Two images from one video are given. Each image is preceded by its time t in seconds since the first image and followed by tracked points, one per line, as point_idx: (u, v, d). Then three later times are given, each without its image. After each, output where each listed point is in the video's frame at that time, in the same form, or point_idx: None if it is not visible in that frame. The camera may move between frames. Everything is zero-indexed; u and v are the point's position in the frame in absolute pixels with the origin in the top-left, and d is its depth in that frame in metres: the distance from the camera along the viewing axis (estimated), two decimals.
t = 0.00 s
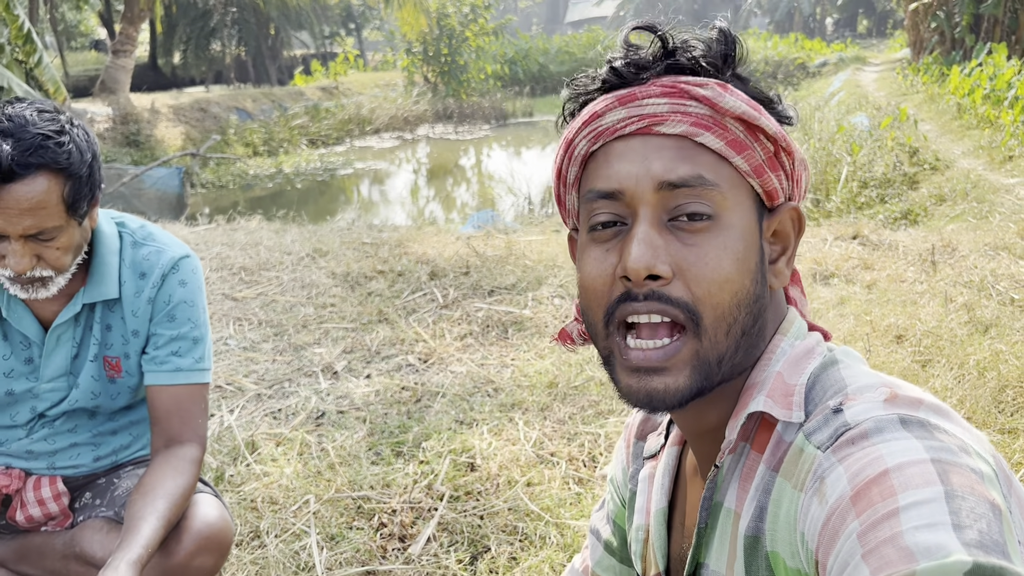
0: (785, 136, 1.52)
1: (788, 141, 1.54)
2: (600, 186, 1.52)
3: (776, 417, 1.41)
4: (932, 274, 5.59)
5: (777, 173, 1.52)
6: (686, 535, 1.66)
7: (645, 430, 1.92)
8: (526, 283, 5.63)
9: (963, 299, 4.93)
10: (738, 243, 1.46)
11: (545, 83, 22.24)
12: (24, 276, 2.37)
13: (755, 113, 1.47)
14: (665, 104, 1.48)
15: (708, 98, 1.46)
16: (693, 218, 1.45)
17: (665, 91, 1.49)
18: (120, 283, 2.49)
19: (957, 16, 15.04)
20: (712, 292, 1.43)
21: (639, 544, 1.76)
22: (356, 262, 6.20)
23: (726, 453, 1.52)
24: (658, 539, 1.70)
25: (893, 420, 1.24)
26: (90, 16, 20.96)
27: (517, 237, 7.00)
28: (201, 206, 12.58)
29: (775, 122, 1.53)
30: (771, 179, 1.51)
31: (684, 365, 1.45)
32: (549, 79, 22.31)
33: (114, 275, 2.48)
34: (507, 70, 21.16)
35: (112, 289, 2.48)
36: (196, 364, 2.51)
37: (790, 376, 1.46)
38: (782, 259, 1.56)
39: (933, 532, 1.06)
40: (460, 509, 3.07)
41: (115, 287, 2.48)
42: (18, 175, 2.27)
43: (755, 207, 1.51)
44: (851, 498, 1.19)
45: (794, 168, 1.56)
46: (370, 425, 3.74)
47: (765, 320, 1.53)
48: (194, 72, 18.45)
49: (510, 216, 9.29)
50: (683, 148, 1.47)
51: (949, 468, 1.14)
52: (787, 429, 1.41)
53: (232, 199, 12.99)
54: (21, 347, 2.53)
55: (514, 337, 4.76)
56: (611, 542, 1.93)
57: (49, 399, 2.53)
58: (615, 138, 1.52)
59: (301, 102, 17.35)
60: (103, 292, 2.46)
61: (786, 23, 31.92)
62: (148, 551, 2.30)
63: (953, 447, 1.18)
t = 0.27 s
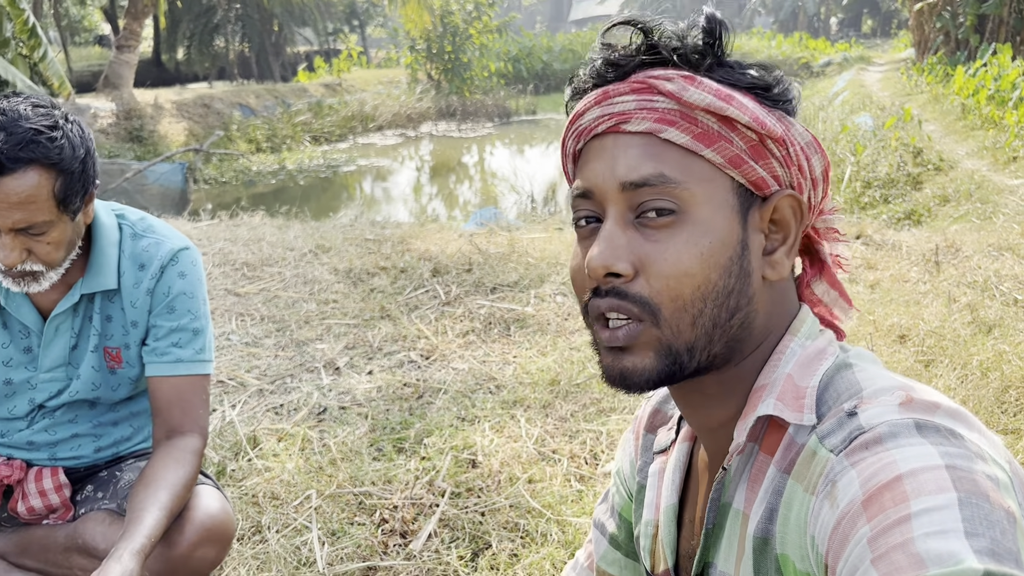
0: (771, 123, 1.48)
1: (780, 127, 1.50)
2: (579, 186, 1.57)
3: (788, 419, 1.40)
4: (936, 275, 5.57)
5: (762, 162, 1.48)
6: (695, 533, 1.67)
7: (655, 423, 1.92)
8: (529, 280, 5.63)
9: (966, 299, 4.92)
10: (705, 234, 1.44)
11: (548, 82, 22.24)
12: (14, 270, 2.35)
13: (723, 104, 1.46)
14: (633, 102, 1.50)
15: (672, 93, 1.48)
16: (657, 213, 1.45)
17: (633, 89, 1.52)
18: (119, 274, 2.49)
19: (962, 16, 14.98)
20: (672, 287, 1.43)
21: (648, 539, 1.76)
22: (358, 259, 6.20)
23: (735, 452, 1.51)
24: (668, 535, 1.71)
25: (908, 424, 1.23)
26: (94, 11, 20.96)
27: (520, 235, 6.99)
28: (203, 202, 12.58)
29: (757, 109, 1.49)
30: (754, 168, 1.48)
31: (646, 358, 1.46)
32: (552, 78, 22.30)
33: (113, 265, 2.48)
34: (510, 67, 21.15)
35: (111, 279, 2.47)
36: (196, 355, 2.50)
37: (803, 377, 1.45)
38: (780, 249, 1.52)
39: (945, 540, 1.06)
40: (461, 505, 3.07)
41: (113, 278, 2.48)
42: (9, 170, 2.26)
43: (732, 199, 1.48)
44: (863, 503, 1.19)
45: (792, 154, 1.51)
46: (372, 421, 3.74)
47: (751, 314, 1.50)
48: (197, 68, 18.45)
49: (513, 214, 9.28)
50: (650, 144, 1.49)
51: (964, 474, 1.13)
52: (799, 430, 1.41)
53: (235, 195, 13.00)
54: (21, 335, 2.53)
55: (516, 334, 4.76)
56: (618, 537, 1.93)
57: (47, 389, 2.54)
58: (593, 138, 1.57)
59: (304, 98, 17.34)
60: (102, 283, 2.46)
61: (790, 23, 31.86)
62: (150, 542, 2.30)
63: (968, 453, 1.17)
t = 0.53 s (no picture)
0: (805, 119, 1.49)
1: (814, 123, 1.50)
2: (605, 175, 1.55)
3: (811, 415, 1.39)
4: (944, 274, 5.56)
5: (795, 158, 1.49)
6: (714, 531, 1.66)
7: (670, 421, 1.92)
8: (537, 277, 5.63)
9: (976, 299, 4.90)
10: (739, 228, 1.44)
11: (553, 81, 22.25)
12: (22, 265, 2.35)
13: (760, 97, 1.46)
14: (668, 93, 1.50)
15: (709, 83, 1.48)
16: (690, 206, 1.45)
17: (666, 78, 1.52)
18: (129, 268, 2.48)
19: (969, 15, 14.92)
20: (706, 280, 1.42)
21: (664, 537, 1.75)
22: (366, 255, 6.20)
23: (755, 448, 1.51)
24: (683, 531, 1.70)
25: (934, 420, 1.23)
26: (100, 7, 20.98)
27: (527, 233, 6.98)
28: (209, 198, 12.59)
29: (791, 103, 1.49)
30: (787, 164, 1.48)
31: (677, 352, 1.45)
32: (557, 77, 22.31)
33: (123, 260, 2.47)
34: (515, 66, 21.13)
35: (122, 274, 2.47)
36: (209, 350, 2.51)
37: (825, 373, 1.45)
38: (807, 248, 1.51)
39: (973, 539, 1.05)
40: (471, 501, 3.07)
41: (123, 273, 2.47)
42: (17, 164, 2.25)
43: (765, 195, 1.47)
44: (888, 500, 1.19)
45: (823, 151, 1.51)
46: (381, 417, 3.74)
47: (778, 310, 1.50)
48: (203, 65, 18.46)
49: (518, 212, 9.28)
50: (683, 134, 1.48)
51: (990, 473, 1.13)
52: (822, 427, 1.40)
53: (240, 192, 13.01)
54: (32, 330, 2.52)
55: (525, 331, 4.75)
56: (633, 535, 1.93)
57: (58, 383, 2.53)
58: (622, 125, 1.55)
59: (309, 96, 17.36)
60: (112, 278, 2.46)
61: (795, 23, 31.82)
62: (161, 535, 2.30)
63: (995, 451, 1.17)
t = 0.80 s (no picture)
0: (773, 121, 1.46)
1: (792, 125, 1.46)
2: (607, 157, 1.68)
3: (824, 407, 1.40)
4: (954, 274, 5.54)
5: (759, 162, 1.48)
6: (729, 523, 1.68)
7: (685, 414, 1.91)
8: (546, 275, 5.63)
9: (986, 299, 4.89)
10: (680, 227, 1.49)
11: (560, 80, 22.25)
12: (50, 264, 2.36)
13: (716, 98, 1.48)
14: (649, 87, 1.57)
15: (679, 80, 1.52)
16: (640, 197, 1.52)
17: (656, 71, 1.58)
18: (148, 265, 2.49)
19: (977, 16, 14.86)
20: (642, 268, 1.51)
21: (680, 527, 1.76)
22: (376, 253, 6.21)
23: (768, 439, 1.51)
24: (700, 522, 1.72)
25: (950, 412, 1.23)
26: (109, 6, 21.03)
27: (535, 231, 6.98)
28: (216, 197, 12.61)
29: (764, 103, 1.47)
30: (749, 167, 1.48)
31: (619, 330, 1.58)
32: (563, 76, 22.30)
33: (142, 256, 2.48)
34: (522, 66, 21.10)
35: (140, 271, 2.47)
36: (225, 346, 2.52)
37: (838, 365, 1.44)
38: (775, 253, 1.48)
39: (990, 530, 1.07)
40: (484, 496, 3.07)
41: (141, 270, 2.47)
42: (50, 165, 2.24)
43: (719, 194, 1.49)
44: (905, 493, 1.19)
45: (803, 155, 1.46)
46: (392, 413, 3.75)
47: (734, 309, 1.51)
48: (211, 64, 18.50)
49: (526, 211, 9.28)
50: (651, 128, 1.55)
51: (1008, 466, 1.14)
52: (835, 419, 1.40)
53: (248, 190, 13.03)
54: (49, 325, 2.52)
55: (535, 329, 4.76)
56: (647, 527, 1.93)
57: (76, 378, 2.55)
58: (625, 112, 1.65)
59: (316, 95, 17.38)
60: (132, 274, 2.46)
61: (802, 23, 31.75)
62: (177, 527, 2.34)
63: (1012, 445, 1.18)
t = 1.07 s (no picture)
0: (736, 131, 1.48)
1: (758, 133, 1.47)
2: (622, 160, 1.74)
3: (810, 407, 1.41)
4: (960, 279, 5.52)
5: (728, 171, 1.50)
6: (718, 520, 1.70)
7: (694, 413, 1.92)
8: (551, 279, 5.64)
9: (991, 304, 4.87)
10: (660, 231, 1.54)
11: (567, 82, 22.24)
12: (60, 266, 2.38)
13: (680, 109, 1.52)
14: (638, 94, 1.63)
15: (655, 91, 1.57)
16: (627, 202, 1.59)
17: (644, 79, 1.64)
18: (156, 269, 2.51)
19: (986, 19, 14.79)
20: (626, 268, 1.58)
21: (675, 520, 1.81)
22: (381, 256, 6.23)
23: (757, 440, 1.52)
24: (692, 517, 1.74)
25: (934, 420, 1.24)
26: (118, 8, 21.13)
27: (541, 234, 6.99)
28: (223, 199, 12.66)
29: (728, 115, 1.49)
30: (719, 175, 1.50)
31: (616, 325, 1.66)
32: (570, 78, 22.28)
33: (150, 261, 2.50)
34: (529, 68, 21.10)
35: (148, 276, 2.50)
36: (231, 350, 2.54)
37: (828, 367, 1.45)
38: (750, 259, 1.50)
39: (964, 535, 1.08)
40: (485, 500, 3.08)
41: (150, 274, 2.50)
42: (59, 169, 2.26)
43: (694, 200, 1.53)
44: (882, 496, 1.21)
45: (768, 164, 1.47)
46: (395, 416, 3.77)
47: (715, 311, 1.54)
48: (219, 66, 18.57)
49: (532, 214, 9.28)
50: (636, 136, 1.61)
51: (985, 473, 1.15)
52: (822, 420, 1.41)
53: (255, 192, 13.07)
54: (59, 329, 2.54)
55: (538, 332, 4.77)
56: (655, 528, 1.93)
57: (84, 382, 2.57)
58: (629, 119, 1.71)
59: (324, 97, 17.43)
60: (140, 279, 2.49)
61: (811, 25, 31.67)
62: (180, 528, 2.35)
63: (995, 454, 1.18)
